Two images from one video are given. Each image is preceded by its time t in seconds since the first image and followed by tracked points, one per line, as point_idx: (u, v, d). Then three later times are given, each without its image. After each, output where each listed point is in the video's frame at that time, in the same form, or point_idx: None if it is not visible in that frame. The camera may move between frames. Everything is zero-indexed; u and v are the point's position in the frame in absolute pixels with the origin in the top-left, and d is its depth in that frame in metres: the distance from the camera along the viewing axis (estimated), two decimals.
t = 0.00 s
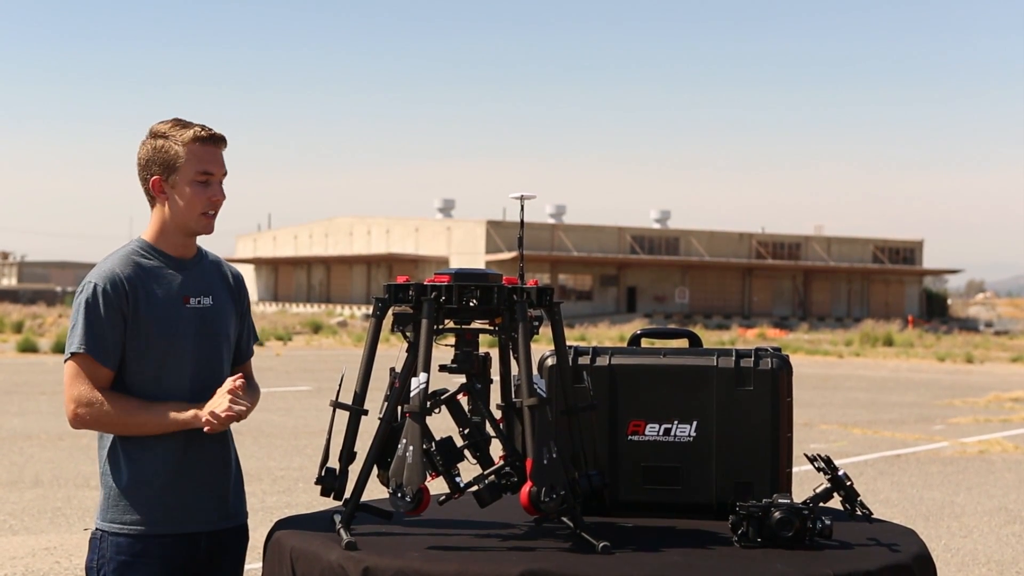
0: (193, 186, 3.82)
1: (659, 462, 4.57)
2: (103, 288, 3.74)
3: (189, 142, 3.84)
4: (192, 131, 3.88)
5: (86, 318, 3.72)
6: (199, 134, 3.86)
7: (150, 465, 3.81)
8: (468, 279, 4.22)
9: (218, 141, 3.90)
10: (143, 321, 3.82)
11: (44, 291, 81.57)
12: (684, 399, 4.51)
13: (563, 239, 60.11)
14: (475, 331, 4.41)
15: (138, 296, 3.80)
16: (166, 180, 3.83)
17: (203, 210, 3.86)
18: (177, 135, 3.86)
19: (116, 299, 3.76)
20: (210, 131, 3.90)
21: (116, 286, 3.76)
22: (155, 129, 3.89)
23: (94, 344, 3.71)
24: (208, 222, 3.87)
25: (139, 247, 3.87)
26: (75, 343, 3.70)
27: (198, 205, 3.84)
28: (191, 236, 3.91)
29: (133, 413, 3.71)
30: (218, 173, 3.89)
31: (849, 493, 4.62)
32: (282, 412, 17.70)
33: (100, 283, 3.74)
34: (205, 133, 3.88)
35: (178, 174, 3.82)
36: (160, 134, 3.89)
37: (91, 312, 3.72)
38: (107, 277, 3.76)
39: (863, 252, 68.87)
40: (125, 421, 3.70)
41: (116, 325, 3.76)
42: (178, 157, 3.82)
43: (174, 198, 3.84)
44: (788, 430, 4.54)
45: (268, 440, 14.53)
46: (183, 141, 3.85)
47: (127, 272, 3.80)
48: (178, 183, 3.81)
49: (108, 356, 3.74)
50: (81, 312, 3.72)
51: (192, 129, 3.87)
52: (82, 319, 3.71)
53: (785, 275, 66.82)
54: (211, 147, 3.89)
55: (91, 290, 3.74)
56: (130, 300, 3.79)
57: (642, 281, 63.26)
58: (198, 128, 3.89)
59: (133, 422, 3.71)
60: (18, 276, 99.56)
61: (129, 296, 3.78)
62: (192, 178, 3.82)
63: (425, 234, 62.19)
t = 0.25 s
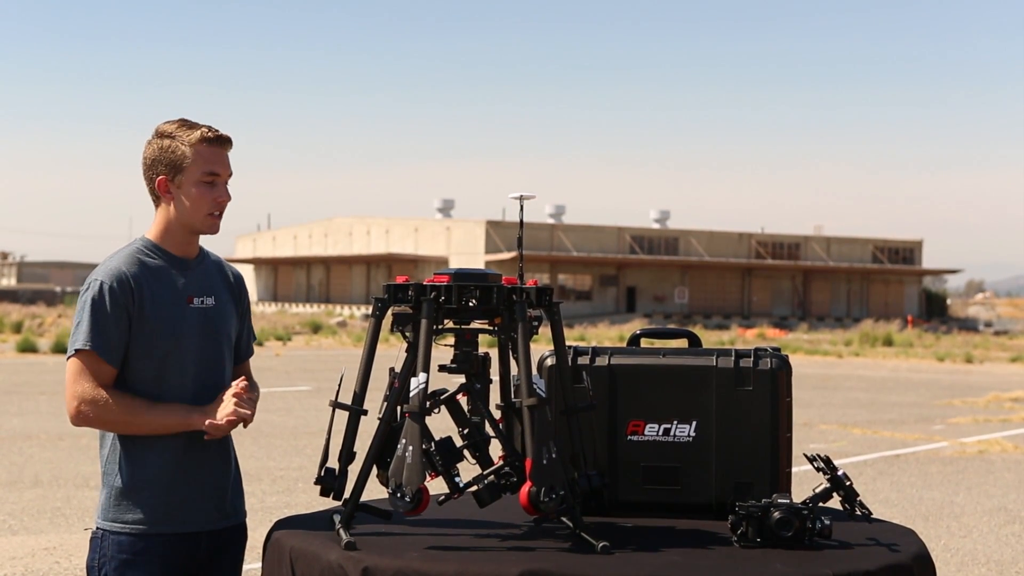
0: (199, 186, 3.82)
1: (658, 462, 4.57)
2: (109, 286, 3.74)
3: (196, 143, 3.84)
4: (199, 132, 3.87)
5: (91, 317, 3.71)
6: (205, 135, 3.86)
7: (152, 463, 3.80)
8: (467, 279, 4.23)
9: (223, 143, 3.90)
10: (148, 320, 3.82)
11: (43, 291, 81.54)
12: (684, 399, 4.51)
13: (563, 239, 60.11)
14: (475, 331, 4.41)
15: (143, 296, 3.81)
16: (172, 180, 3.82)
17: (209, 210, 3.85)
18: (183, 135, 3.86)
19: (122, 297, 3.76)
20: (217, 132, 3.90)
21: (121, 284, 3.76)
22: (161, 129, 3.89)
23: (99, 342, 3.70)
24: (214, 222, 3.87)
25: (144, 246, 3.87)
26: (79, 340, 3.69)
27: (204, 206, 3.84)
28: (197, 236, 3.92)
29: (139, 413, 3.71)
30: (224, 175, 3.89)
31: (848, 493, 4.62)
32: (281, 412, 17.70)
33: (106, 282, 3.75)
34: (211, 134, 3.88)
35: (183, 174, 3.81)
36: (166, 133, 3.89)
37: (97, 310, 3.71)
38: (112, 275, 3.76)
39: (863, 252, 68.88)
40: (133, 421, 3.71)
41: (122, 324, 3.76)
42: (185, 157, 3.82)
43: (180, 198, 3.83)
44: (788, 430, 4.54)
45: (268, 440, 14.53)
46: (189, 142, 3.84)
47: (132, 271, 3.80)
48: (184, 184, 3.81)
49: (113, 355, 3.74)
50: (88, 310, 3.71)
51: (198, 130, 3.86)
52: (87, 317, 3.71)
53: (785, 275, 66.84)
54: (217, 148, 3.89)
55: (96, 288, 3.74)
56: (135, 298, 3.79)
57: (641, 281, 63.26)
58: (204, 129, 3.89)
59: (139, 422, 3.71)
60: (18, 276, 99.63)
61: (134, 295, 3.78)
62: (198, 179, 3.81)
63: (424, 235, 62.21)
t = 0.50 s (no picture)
0: (205, 186, 3.82)
1: (658, 460, 4.56)
2: (114, 287, 3.74)
3: (201, 142, 3.84)
4: (204, 132, 3.87)
5: (97, 316, 3.71)
6: (211, 135, 3.86)
7: (155, 464, 3.80)
8: (466, 278, 4.23)
9: (229, 143, 3.90)
10: (153, 319, 3.82)
11: (43, 291, 81.49)
12: (685, 399, 4.51)
13: (562, 238, 60.13)
14: (474, 331, 4.41)
15: (148, 295, 3.81)
16: (177, 180, 3.82)
17: (215, 210, 3.85)
18: (188, 136, 3.86)
19: (126, 297, 3.76)
20: (223, 132, 3.90)
21: (125, 285, 3.77)
22: (167, 130, 3.90)
23: (102, 341, 3.69)
24: (219, 223, 3.87)
25: (148, 247, 3.88)
26: (81, 340, 3.69)
27: (210, 205, 3.84)
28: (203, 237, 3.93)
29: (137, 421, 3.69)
30: (230, 176, 3.89)
31: (848, 492, 4.61)
32: (281, 412, 17.69)
33: (111, 282, 3.75)
34: (217, 134, 3.88)
35: (188, 174, 3.81)
36: (172, 134, 3.89)
37: (103, 309, 3.71)
38: (116, 275, 3.77)
39: (863, 252, 68.89)
40: (131, 427, 3.69)
41: (126, 324, 3.76)
42: (190, 158, 3.82)
43: (185, 198, 3.83)
44: (787, 429, 4.54)
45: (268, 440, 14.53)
46: (195, 142, 3.84)
47: (137, 271, 3.80)
48: (189, 183, 3.81)
49: (117, 354, 3.73)
50: (93, 311, 3.71)
51: (204, 131, 3.86)
52: (92, 317, 3.70)
53: (784, 275, 66.85)
54: (222, 149, 3.88)
55: (101, 288, 3.75)
56: (139, 298, 3.79)
57: (641, 280, 63.25)
58: (210, 129, 3.89)
59: (136, 431, 3.69)
60: (17, 277, 99.59)
61: (138, 296, 3.78)
62: (202, 179, 3.81)
63: (424, 234, 62.18)
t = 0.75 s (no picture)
0: (206, 186, 3.81)
1: (658, 460, 4.56)
2: (115, 286, 3.74)
3: (200, 142, 3.83)
4: (203, 131, 3.87)
5: (99, 313, 3.71)
6: (210, 134, 3.86)
7: (159, 462, 3.80)
8: (467, 277, 4.22)
9: (228, 140, 3.89)
10: (155, 315, 3.82)
11: (42, 290, 81.42)
12: (684, 397, 4.51)
13: (562, 237, 60.13)
14: (474, 330, 4.41)
15: (150, 292, 3.81)
16: (178, 181, 3.82)
17: (216, 209, 3.85)
18: (187, 136, 3.85)
19: (127, 295, 3.76)
20: (222, 132, 3.89)
21: (127, 283, 3.77)
22: (167, 132, 3.90)
23: (105, 339, 3.69)
24: (222, 220, 3.86)
25: (151, 247, 3.88)
26: (84, 339, 3.69)
27: (211, 204, 3.83)
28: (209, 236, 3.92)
29: (131, 391, 3.60)
30: (230, 172, 3.87)
31: (847, 491, 4.62)
32: (281, 411, 17.69)
33: (113, 280, 3.75)
34: (216, 134, 3.87)
35: (189, 174, 3.81)
36: (172, 136, 3.89)
37: (105, 306, 3.71)
38: (118, 274, 3.77)
39: (862, 250, 68.89)
40: (124, 404, 3.61)
41: (129, 322, 3.76)
42: (190, 158, 3.81)
43: (187, 198, 3.83)
44: (786, 427, 4.54)
45: (267, 439, 14.52)
46: (195, 142, 3.84)
47: (139, 271, 3.80)
48: (189, 183, 3.81)
49: (118, 349, 3.73)
50: (95, 307, 3.71)
51: (203, 130, 3.86)
52: (95, 313, 3.71)
53: (784, 273, 66.86)
54: (221, 145, 3.88)
55: (103, 286, 3.75)
56: (142, 295, 3.79)
57: (641, 279, 63.25)
58: (210, 128, 3.88)
59: (132, 403, 3.60)
60: (16, 276, 99.53)
61: (141, 294, 3.79)
62: (203, 178, 3.80)
63: (424, 233, 62.15)
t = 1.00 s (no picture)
0: (202, 187, 3.82)
1: (658, 459, 4.56)
2: (117, 287, 3.74)
3: (194, 143, 3.83)
4: (196, 132, 3.87)
5: (103, 316, 3.72)
6: (203, 135, 3.85)
7: (163, 461, 3.80)
8: (466, 277, 4.22)
9: (222, 140, 3.89)
10: (159, 317, 3.82)
11: (41, 290, 81.42)
12: (683, 397, 4.51)
13: (562, 237, 60.15)
14: (474, 330, 4.41)
15: (152, 294, 3.81)
16: (175, 183, 3.82)
17: (213, 208, 3.85)
18: (180, 138, 3.85)
19: (129, 297, 3.76)
20: (215, 131, 3.89)
21: (129, 285, 3.77)
22: (161, 135, 3.90)
23: (109, 341, 3.70)
24: (220, 220, 3.86)
25: (151, 248, 3.89)
26: (90, 342, 3.69)
27: (208, 204, 3.83)
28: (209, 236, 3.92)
29: (141, 394, 3.62)
30: (226, 172, 3.87)
31: (847, 491, 4.62)
32: (280, 411, 17.69)
33: (114, 282, 3.75)
34: (209, 133, 3.87)
35: (185, 176, 3.81)
36: (166, 138, 3.89)
37: (108, 307, 3.71)
38: (119, 276, 3.77)
39: (862, 250, 68.90)
40: (134, 408, 3.62)
41: (132, 324, 3.77)
42: (185, 159, 3.81)
43: (184, 200, 3.84)
44: (786, 428, 4.54)
45: (267, 439, 14.52)
46: (188, 143, 3.83)
47: (141, 272, 3.81)
48: (187, 184, 3.81)
49: (124, 353, 3.74)
50: (99, 309, 3.72)
51: (198, 130, 3.85)
52: (98, 316, 3.71)
53: (784, 273, 66.88)
54: (216, 147, 3.87)
55: (105, 288, 3.75)
56: (144, 299, 3.79)
57: (640, 279, 63.26)
58: (202, 129, 3.88)
59: (141, 406, 3.62)
60: (16, 276, 99.54)
61: (143, 295, 3.79)
62: (200, 179, 3.81)
63: (423, 233, 62.19)
